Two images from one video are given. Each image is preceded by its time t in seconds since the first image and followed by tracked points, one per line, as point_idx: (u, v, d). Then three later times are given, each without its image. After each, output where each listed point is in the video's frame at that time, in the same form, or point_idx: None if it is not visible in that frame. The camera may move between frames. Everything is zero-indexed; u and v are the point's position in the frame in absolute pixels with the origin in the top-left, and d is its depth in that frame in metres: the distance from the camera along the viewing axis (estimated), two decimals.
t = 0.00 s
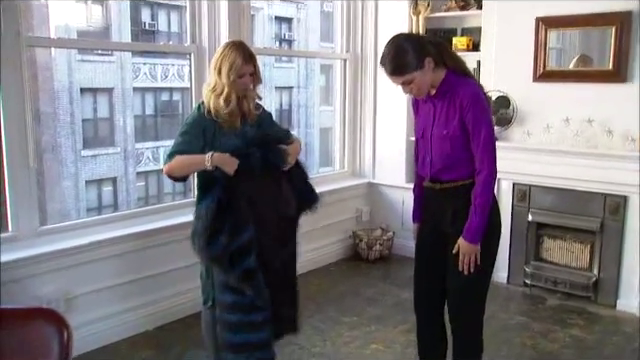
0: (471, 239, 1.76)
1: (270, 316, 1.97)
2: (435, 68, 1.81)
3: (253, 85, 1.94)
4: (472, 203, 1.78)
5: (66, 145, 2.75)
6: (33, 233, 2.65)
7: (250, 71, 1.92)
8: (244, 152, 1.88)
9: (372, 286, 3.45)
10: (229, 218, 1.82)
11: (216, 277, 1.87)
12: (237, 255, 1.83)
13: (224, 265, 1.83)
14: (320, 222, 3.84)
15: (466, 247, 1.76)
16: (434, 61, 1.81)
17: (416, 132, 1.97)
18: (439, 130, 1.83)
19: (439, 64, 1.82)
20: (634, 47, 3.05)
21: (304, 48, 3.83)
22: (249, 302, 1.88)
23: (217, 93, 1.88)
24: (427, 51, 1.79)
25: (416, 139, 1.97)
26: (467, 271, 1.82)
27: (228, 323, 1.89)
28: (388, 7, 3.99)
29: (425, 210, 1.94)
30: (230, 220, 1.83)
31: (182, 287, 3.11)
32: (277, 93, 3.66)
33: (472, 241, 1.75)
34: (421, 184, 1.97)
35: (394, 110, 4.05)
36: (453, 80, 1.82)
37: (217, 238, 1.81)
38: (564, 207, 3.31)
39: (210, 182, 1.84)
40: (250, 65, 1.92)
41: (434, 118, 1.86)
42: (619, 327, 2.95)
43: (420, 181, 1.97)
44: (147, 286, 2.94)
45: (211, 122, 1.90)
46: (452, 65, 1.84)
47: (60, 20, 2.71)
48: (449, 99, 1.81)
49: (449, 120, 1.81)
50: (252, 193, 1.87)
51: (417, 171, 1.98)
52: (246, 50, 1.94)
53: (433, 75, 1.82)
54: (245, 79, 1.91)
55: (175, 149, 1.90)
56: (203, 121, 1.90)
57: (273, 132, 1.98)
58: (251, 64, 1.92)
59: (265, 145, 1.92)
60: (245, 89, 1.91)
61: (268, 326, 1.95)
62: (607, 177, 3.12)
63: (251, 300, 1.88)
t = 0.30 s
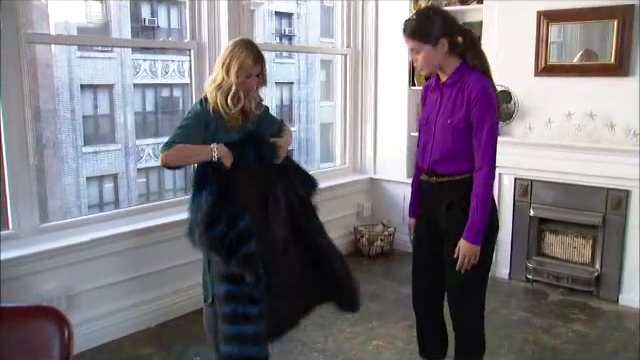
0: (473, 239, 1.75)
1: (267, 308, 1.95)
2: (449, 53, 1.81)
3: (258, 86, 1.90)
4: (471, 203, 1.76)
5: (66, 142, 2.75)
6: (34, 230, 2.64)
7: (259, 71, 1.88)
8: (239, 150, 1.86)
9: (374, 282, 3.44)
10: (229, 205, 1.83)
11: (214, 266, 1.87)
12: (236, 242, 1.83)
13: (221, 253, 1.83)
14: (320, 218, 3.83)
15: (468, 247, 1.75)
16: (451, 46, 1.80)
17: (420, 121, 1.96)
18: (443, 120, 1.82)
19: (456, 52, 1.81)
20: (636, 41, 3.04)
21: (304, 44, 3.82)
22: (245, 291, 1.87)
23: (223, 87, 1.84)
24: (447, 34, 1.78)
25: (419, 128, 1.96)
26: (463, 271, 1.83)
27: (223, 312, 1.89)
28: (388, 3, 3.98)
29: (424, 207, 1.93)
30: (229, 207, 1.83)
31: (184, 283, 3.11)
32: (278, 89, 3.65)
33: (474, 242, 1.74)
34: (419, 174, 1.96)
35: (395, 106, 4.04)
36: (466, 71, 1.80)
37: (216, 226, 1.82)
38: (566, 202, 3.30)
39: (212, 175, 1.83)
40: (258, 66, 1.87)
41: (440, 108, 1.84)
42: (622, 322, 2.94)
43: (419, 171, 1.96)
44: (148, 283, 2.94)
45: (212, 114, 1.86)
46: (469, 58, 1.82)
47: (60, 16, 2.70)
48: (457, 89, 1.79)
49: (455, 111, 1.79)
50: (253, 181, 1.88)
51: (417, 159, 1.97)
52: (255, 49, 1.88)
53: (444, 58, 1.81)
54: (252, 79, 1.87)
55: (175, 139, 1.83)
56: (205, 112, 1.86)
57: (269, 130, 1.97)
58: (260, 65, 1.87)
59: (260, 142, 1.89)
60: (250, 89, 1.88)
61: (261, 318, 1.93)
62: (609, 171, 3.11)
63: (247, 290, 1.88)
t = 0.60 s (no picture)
0: (473, 240, 1.73)
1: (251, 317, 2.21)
2: (461, 47, 1.80)
3: (266, 87, 2.10)
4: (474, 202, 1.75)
5: (66, 143, 2.74)
6: (34, 233, 2.63)
7: (268, 72, 2.08)
8: (240, 149, 2.05)
9: (376, 282, 3.43)
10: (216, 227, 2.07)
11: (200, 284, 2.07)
12: (218, 259, 2.09)
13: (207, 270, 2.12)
14: (321, 218, 3.82)
15: (469, 248, 1.74)
16: (464, 40, 1.79)
17: (424, 117, 1.94)
18: (446, 117, 1.81)
19: (467, 47, 1.81)
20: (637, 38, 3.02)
21: (304, 43, 3.81)
22: (228, 300, 2.13)
23: (234, 85, 2.03)
24: (465, 28, 1.78)
25: (422, 123, 1.94)
26: (463, 271, 1.81)
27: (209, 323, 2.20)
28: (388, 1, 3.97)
29: (424, 206, 1.92)
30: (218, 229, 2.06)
31: (186, 285, 3.10)
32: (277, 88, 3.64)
33: (474, 243, 1.73)
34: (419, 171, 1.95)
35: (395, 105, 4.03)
36: (474, 68, 1.78)
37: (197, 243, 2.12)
38: (568, 200, 3.29)
39: (208, 195, 2.06)
40: (267, 67, 2.07)
41: (444, 104, 1.83)
42: (625, 321, 2.92)
43: (419, 168, 1.95)
44: (149, 285, 2.93)
45: (224, 111, 2.04)
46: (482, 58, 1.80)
47: (59, 18, 2.69)
48: (463, 86, 1.78)
49: (459, 108, 1.78)
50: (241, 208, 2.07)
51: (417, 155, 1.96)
52: (265, 52, 2.07)
53: (454, 46, 1.79)
54: (261, 79, 2.07)
55: (174, 141, 2.03)
56: (217, 111, 2.04)
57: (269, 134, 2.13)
58: (267, 66, 2.07)
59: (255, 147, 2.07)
60: (259, 89, 2.08)
61: (243, 326, 2.19)
62: (611, 169, 3.10)
63: (229, 301, 2.14)
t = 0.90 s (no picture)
0: (471, 244, 1.73)
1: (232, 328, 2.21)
2: (462, 49, 1.79)
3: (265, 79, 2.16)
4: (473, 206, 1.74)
5: (61, 146, 2.72)
6: (29, 236, 2.62)
7: (264, 62, 2.14)
8: (248, 152, 2.11)
9: (372, 285, 3.42)
10: (224, 230, 2.10)
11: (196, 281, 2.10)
12: (220, 262, 2.11)
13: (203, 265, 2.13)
14: (317, 221, 3.81)
15: (466, 251, 1.73)
16: (464, 43, 1.79)
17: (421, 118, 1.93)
18: (444, 119, 1.80)
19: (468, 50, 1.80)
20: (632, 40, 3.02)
21: (300, 46, 3.80)
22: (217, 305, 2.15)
23: (233, 83, 2.08)
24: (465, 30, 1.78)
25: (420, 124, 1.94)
26: (461, 275, 1.80)
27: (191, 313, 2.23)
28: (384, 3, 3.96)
29: (421, 209, 1.91)
30: (226, 232, 2.10)
31: (181, 288, 3.08)
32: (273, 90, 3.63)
33: (472, 247, 1.73)
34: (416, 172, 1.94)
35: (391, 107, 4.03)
36: (474, 71, 1.78)
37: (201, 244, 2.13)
38: (564, 203, 3.29)
39: (219, 199, 2.10)
40: (263, 58, 2.13)
41: (443, 106, 1.82)
42: (622, 323, 2.92)
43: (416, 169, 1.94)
44: (145, 289, 2.91)
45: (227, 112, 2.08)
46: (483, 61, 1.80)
47: (54, 20, 2.68)
48: (463, 89, 1.77)
49: (457, 111, 1.77)
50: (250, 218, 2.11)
51: (415, 156, 1.95)
52: (260, 44, 2.14)
53: (455, 50, 1.79)
54: (259, 70, 2.13)
55: (186, 147, 2.04)
56: (219, 114, 2.07)
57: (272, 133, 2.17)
58: (264, 57, 2.14)
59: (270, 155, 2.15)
60: (258, 80, 2.13)
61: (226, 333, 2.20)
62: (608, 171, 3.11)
63: (216, 305, 2.14)
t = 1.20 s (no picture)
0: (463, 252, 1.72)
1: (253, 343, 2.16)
2: (454, 49, 1.79)
3: (260, 78, 2.13)
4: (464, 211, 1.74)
5: (55, 148, 2.71)
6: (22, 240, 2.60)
7: (260, 61, 2.11)
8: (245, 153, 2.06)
9: (367, 289, 3.41)
10: (251, 251, 2.04)
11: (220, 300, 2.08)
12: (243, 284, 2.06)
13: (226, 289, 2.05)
14: (312, 225, 3.80)
15: (459, 260, 1.73)
16: (457, 44, 1.79)
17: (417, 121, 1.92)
18: (437, 123, 1.79)
19: (461, 51, 1.80)
20: (627, 44, 3.02)
21: (295, 49, 3.79)
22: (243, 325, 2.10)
23: (230, 84, 2.05)
24: (458, 31, 1.77)
25: (415, 127, 1.93)
26: (455, 282, 1.79)
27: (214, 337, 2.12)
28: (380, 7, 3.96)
29: (412, 214, 1.91)
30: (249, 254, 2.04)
31: (175, 292, 3.07)
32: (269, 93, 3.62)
33: (465, 255, 1.72)
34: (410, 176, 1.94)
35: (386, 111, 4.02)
36: (469, 74, 1.77)
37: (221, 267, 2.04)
38: (559, 207, 3.29)
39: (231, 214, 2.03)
40: (259, 56, 2.10)
41: (436, 111, 1.81)
42: (617, 328, 2.91)
43: (410, 173, 1.94)
44: (138, 292, 2.90)
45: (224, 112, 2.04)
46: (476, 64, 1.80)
47: (49, 22, 2.66)
48: (456, 93, 1.76)
49: (450, 116, 1.76)
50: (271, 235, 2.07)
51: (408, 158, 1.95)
52: (254, 43, 2.11)
53: (449, 51, 1.78)
54: (256, 69, 2.09)
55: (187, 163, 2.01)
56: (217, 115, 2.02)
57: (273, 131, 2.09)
58: (260, 56, 2.10)
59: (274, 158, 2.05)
60: (255, 80, 2.10)
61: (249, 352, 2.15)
62: (604, 176, 3.11)
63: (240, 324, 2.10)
